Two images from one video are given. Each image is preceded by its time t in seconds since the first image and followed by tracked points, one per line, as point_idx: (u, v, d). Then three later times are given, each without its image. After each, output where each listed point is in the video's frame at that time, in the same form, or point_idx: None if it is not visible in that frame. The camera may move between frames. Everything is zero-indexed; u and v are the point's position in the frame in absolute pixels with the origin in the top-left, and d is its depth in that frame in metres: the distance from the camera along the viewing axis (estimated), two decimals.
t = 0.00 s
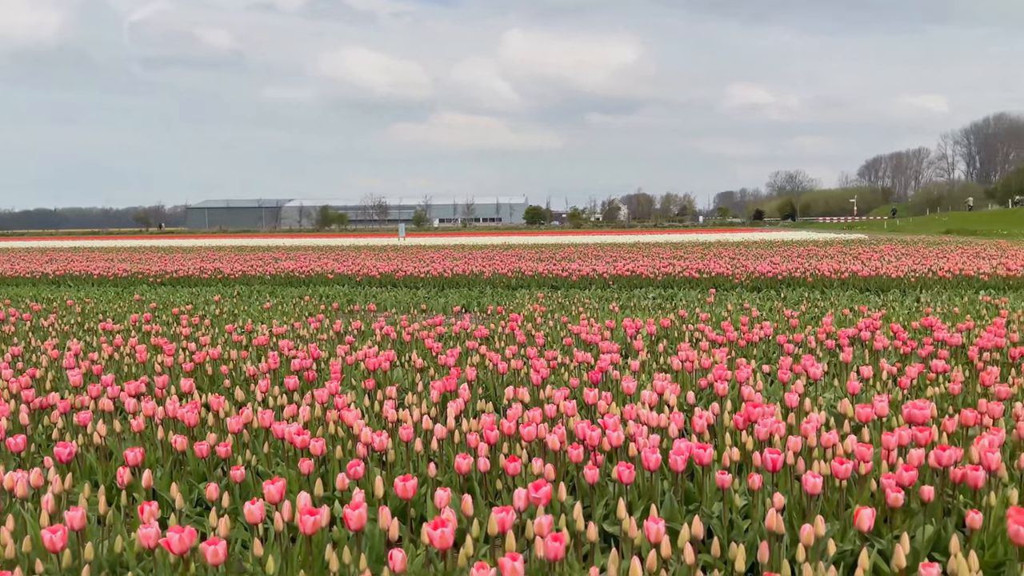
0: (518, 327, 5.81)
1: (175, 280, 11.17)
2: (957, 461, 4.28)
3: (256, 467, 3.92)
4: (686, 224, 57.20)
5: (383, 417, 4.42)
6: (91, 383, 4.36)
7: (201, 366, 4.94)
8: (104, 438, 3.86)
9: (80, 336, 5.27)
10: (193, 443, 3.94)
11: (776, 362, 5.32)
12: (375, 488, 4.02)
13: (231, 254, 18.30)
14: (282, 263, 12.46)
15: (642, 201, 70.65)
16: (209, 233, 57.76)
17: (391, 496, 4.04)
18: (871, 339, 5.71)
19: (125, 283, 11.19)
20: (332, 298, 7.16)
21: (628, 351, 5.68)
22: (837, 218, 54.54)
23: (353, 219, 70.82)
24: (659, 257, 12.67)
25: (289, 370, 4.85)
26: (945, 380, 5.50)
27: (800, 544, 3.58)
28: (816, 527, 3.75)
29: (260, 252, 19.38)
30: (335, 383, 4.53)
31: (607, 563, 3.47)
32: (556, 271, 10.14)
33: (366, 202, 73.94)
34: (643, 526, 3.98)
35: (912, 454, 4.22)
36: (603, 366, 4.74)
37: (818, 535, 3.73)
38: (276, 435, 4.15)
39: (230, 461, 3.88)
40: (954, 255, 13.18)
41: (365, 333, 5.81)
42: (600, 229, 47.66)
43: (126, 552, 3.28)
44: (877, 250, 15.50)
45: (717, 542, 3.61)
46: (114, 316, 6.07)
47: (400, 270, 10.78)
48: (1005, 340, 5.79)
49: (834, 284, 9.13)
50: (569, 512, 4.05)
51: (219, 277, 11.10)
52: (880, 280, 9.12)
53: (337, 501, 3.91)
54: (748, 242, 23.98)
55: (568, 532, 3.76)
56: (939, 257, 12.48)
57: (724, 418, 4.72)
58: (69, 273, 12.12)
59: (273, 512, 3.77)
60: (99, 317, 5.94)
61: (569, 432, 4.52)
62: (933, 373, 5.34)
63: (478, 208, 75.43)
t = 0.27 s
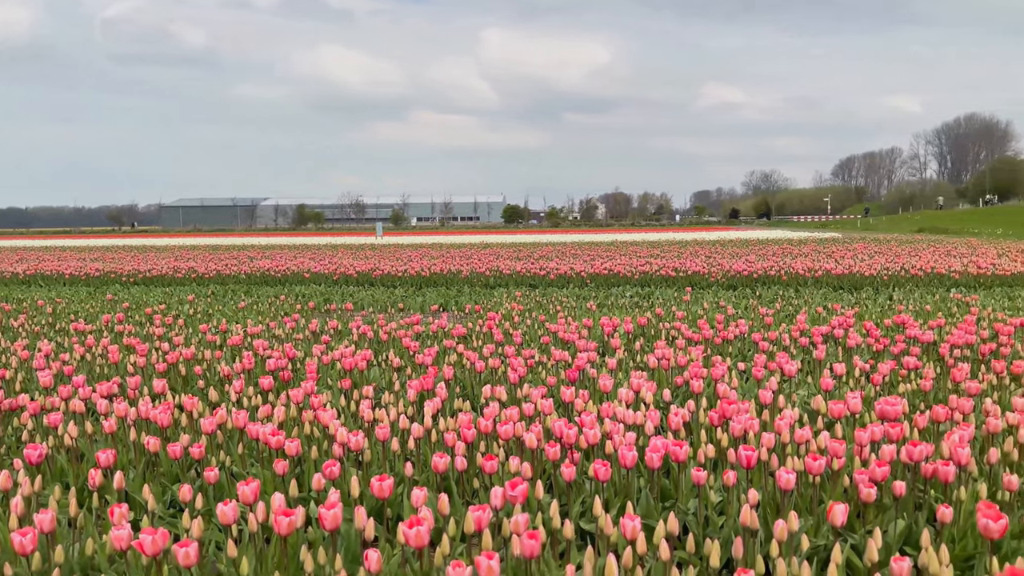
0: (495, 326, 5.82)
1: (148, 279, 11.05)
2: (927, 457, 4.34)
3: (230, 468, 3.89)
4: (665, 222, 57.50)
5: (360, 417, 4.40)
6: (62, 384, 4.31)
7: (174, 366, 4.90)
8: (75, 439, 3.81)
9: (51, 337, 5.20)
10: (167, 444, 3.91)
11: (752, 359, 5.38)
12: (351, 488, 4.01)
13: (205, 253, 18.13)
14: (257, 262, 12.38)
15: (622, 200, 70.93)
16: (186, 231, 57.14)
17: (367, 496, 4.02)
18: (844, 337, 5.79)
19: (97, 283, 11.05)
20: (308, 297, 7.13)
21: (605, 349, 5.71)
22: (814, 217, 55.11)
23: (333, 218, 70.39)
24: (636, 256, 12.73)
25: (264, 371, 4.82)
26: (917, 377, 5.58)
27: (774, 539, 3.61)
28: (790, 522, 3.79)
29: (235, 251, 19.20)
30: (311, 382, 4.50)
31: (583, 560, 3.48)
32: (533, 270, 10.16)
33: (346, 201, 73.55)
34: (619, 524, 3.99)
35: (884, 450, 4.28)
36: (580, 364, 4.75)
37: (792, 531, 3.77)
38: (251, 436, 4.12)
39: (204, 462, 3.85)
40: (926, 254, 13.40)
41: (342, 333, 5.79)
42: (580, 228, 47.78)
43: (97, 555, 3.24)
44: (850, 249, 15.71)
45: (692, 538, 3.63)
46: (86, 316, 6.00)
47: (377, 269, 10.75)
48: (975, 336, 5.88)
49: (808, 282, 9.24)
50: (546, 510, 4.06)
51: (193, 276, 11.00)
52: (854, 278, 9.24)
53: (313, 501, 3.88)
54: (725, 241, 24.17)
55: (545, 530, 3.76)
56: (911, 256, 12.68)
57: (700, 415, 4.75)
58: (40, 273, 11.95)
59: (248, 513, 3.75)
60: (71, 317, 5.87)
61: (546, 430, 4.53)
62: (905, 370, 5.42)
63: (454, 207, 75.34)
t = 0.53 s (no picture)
0: (473, 325, 5.82)
1: (122, 279, 10.93)
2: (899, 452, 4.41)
3: (204, 469, 3.87)
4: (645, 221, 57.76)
5: (336, 417, 4.38)
6: (33, 385, 4.25)
7: (148, 367, 4.85)
8: (45, 441, 3.77)
9: (21, 338, 5.14)
10: (139, 445, 3.87)
11: (727, 357, 5.43)
12: (327, 487, 3.99)
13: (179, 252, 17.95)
14: (233, 262, 12.28)
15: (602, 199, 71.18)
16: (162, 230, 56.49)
17: (343, 496, 4.01)
18: (818, 334, 5.86)
19: (69, 283, 10.91)
20: (284, 296, 7.09)
21: (582, 348, 5.73)
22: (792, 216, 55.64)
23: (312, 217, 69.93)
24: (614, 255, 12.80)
25: (239, 371, 4.79)
26: (889, 373, 5.66)
27: (748, 535, 3.64)
28: (764, 518, 3.83)
29: (210, 250, 19.03)
30: (286, 382, 4.48)
31: (560, 558, 3.49)
32: (511, 269, 10.19)
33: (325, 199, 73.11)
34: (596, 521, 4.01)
35: (857, 446, 4.33)
36: (557, 363, 4.77)
37: (766, 527, 3.80)
38: (225, 436, 4.10)
39: (178, 463, 3.82)
40: (899, 252, 13.59)
41: (318, 332, 5.77)
42: (559, 227, 47.88)
43: (68, 558, 3.20)
44: (824, 248, 15.88)
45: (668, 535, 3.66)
46: (58, 316, 5.93)
47: (354, 268, 10.72)
48: (945, 333, 5.98)
49: (783, 280, 9.34)
50: (523, 508, 4.07)
51: (168, 276, 10.89)
52: (828, 277, 9.36)
53: (288, 502, 3.87)
54: (702, 241, 24.33)
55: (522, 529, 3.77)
56: (883, 254, 12.86)
57: (676, 412, 4.79)
58: (9, 273, 11.77)
59: (222, 514, 3.72)
60: (41, 318, 5.80)
61: (523, 429, 4.54)
62: (878, 366, 5.50)
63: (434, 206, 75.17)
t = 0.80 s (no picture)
0: (450, 324, 5.82)
1: (94, 279, 10.80)
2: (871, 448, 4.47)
3: (178, 471, 3.84)
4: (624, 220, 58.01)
5: (312, 417, 4.35)
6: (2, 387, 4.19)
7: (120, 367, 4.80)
8: (15, 443, 3.72)
9: None
10: (112, 446, 3.83)
11: (703, 355, 5.48)
12: (302, 487, 3.98)
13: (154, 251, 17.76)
14: (209, 261, 12.19)
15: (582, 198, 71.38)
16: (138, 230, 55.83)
17: (319, 496, 4.00)
18: (792, 332, 5.92)
19: (40, 283, 10.76)
20: (260, 296, 7.05)
21: (560, 346, 5.76)
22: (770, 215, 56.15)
23: (291, 216, 69.43)
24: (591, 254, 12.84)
25: (214, 371, 4.76)
26: (862, 370, 5.74)
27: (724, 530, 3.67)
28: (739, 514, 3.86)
29: (185, 250, 18.85)
30: (261, 383, 4.45)
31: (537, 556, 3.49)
32: (490, 268, 10.20)
33: (304, 199, 72.66)
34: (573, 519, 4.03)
35: (830, 442, 4.38)
36: (534, 361, 4.78)
37: (741, 523, 3.83)
38: (199, 437, 4.06)
39: (151, 464, 3.78)
40: (872, 250, 13.78)
41: (294, 332, 5.74)
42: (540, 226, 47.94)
43: (39, 561, 3.16)
44: (798, 246, 16.07)
45: (644, 532, 3.67)
46: (28, 317, 5.85)
47: (331, 268, 10.67)
48: (917, 330, 6.07)
49: (758, 279, 9.44)
50: (500, 507, 4.08)
51: (141, 275, 10.78)
52: (802, 275, 9.47)
53: (263, 502, 3.84)
54: (680, 241, 24.50)
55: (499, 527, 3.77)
56: (857, 252, 13.04)
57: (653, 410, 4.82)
58: None
59: (196, 516, 3.69)
60: (11, 318, 5.72)
61: (501, 427, 4.54)
62: (851, 363, 5.58)
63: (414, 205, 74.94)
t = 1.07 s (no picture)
0: (428, 323, 5.82)
1: (65, 279, 10.64)
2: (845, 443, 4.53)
3: (151, 472, 3.80)
4: (604, 218, 58.21)
5: (287, 417, 4.33)
6: None
7: (93, 368, 4.75)
8: None
9: None
10: (84, 448, 3.78)
11: (679, 352, 5.52)
12: (278, 488, 3.95)
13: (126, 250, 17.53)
14: (183, 260, 12.06)
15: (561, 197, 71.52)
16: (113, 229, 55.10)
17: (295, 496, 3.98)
18: (767, 330, 5.98)
19: (9, 283, 10.59)
20: (236, 296, 7.00)
21: (537, 345, 5.77)
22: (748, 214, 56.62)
23: (269, 214, 68.87)
24: (570, 253, 12.89)
25: (188, 372, 4.72)
26: (836, 367, 5.81)
27: (700, 526, 3.70)
28: (715, 510, 3.88)
29: (159, 249, 18.64)
30: (236, 383, 4.42)
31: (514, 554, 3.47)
32: (468, 266, 10.20)
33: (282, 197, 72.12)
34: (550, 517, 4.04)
35: (804, 438, 4.43)
36: (512, 360, 4.78)
37: (717, 519, 3.86)
38: (174, 439, 4.03)
39: (124, 466, 3.74)
40: (846, 248, 13.95)
41: (270, 332, 5.71)
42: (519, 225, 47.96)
43: (9, 565, 3.12)
44: (773, 244, 16.22)
45: (621, 529, 3.69)
46: None
47: (307, 267, 10.61)
48: (889, 327, 6.16)
49: (734, 277, 9.52)
50: (478, 506, 4.09)
51: (114, 275, 10.65)
52: (778, 273, 9.56)
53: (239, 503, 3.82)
54: (658, 239, 24.66)
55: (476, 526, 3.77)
56: (831, 250, 13.20)
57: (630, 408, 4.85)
58: None
59: (170, 517, 3.66)
60: None
61: (478, 426, 4.55)
62: (825, 360, 5.65)
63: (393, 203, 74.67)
